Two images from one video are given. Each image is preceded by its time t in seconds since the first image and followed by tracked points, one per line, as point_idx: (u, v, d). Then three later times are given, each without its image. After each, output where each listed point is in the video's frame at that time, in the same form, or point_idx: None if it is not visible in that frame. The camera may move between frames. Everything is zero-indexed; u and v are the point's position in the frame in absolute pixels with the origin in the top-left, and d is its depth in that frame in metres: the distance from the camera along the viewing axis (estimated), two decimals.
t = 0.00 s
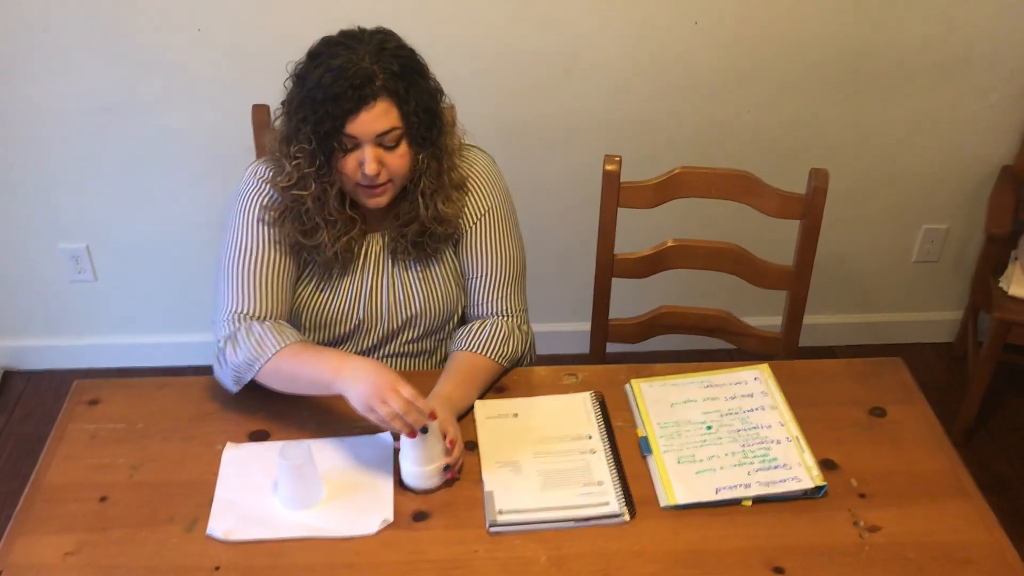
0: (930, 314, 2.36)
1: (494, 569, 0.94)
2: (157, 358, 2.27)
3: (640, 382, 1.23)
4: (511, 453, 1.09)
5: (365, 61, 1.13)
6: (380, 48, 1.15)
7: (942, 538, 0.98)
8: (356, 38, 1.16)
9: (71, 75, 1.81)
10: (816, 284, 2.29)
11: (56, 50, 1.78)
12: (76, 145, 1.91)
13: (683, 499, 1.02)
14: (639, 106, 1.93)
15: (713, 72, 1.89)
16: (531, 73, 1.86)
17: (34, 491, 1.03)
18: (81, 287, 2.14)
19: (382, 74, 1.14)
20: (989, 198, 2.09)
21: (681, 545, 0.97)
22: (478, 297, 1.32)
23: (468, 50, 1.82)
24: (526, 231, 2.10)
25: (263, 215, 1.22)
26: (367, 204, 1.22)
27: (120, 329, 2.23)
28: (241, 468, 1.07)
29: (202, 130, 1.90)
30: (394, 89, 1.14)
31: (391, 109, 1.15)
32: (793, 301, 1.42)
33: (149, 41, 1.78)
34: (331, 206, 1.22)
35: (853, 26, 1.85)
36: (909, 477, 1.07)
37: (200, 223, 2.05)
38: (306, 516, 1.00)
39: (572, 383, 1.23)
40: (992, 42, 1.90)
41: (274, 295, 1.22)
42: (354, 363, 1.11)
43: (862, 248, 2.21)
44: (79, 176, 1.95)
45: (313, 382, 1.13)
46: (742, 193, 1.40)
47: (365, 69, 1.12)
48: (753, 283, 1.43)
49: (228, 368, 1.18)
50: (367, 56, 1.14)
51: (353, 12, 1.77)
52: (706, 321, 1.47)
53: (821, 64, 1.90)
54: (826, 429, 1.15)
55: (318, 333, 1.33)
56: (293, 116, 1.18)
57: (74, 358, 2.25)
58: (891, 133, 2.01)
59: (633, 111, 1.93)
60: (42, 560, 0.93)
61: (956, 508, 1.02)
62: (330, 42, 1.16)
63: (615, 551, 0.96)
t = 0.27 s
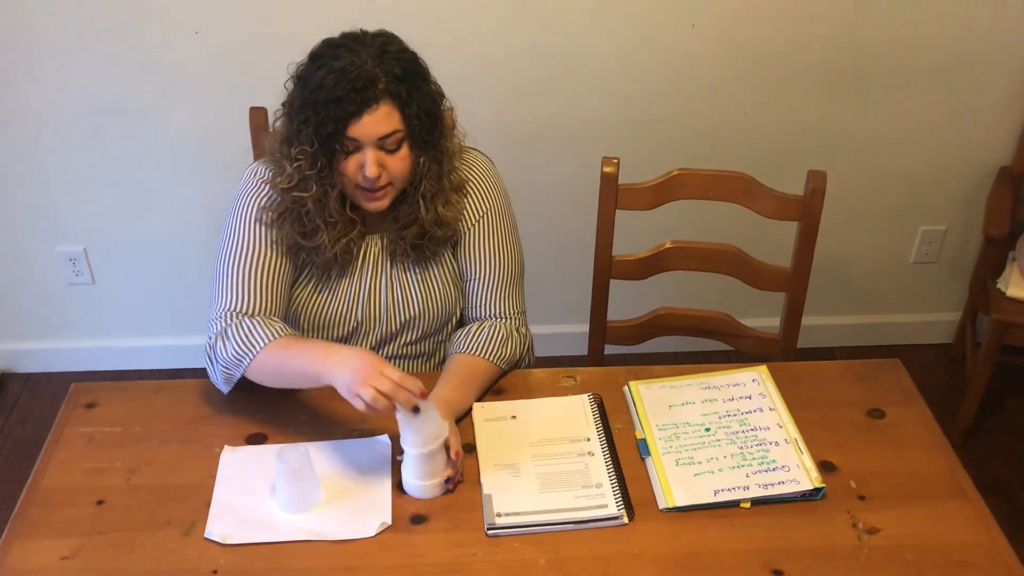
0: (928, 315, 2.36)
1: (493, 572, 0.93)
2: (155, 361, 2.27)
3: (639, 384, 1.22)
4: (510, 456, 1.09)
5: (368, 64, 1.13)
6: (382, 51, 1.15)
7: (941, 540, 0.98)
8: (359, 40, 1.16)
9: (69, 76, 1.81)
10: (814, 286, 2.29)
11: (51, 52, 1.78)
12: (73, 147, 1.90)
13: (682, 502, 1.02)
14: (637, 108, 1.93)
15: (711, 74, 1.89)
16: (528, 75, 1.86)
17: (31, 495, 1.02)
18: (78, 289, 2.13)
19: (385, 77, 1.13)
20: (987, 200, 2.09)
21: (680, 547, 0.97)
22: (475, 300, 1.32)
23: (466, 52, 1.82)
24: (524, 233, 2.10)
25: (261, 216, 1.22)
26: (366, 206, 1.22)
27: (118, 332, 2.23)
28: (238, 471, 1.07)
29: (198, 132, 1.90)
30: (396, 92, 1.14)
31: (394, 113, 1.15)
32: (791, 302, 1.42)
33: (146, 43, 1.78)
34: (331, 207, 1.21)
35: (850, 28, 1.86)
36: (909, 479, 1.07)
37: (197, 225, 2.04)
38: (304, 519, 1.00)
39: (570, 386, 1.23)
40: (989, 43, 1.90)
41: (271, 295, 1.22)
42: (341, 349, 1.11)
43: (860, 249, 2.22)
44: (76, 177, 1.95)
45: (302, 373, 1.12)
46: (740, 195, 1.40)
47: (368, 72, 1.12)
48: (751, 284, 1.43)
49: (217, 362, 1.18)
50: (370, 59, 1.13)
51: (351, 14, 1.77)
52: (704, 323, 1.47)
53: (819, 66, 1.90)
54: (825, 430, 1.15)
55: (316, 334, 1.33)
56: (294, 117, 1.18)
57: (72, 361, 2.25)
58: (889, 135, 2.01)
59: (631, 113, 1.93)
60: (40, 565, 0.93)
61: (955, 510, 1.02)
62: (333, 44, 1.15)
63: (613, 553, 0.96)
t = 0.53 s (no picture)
0: (927, 316, 2.36)
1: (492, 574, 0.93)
2: (154, 363, 2.27)
3: (638, 386, 1.22)
4: (509, 458, 1.09)
5: (363, 66, 1.13)
6: (380, 54, 1.16)
7: (941, 542, 0.98)
8: (357, 42, 1.16)
9: (69, 78, 1.81)
10: (814, 287, 2.29)
11: (50, 54, 1.78)
12: (72, 149, 1.90)
13: (681, 504, 1.02)
14: (636, 109, 1.93)
15: (710, 75, 1.89)
16: (527, 77, 1.86)
17: (30, 497, 1.02)
18: (78, 291, 2.13)
19: (380, 79, 1.14)
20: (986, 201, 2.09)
21: (679, 549, 0.97)
22: (475, 303, 1.32)
23: (465, 53, 1.82)
24: (523, 235, 2.10)
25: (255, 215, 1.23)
26: (358, 208, 1.22)
27: (117, 334, 2.22)
28: (237, 474, 1.06)
29: (197, 134, 1.90)
30: (390, 95, 1.14)
31: (387, 115, 1.15)
32: (791, 304, 1.42)
33: (146, 45, 1.78)
34: (322, 206, 1.22)
35: (849, 29, 1.86)
36: (908, 481, 1.06)
37: (197, 227, 2.04)
38: (304, 521, 1.00)
39: (569, 388, 1.23)
40: (987, 44, 1.90)
41: (262, 293, 1.22)
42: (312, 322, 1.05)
43: (859, 251, 2.22)
44: (75, 179, 1.95)
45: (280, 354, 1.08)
46: (739, 197, 1.40)
47: (363, 74, 1.13)
48: (750, 286, 1.43)
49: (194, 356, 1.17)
50: (366, 61, 1.14)
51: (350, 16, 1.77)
52: (703, 325, 1.47)
53: (817, 67, 1.90)
54: (825, 432, 1.15)
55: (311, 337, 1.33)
56: (290, 117, 1.19)
57: (71, 363, 2.25)
58: (887, 136, 2.01)
59: (630, 114, 1.93)
60: (39, 568, 0.93)
61: (955, 512, 1.02)
62: (330, 45, 1.16)
63: (612, 556, 0.96)
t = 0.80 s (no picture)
0: (929, 316, 2.36)
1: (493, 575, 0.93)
2: (155, 363, 2.27)
3: (640, 386, 1.22)
4: (510, 459, 1.09)
5: (358, 69, 1.13)
6: (376, 57, 1.15)
7: (944, 543, 0.97)
8: (355, 45, 1.16)
9: (70, 77, 1.81)
10: (815, 287, 2.28)
11: (51, 53, 1.77)
12: (72, 149, 1.90)
13: (683, 505, 1.01)
14: (637, 109, 1.92)
15: (712, 75, 1.89)
16: (529, 76, 1.86)
17: (31, 498, 1.02)
18: (78, 291, 2.13)
19: (374, 83, 1.13)
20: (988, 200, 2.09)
21: (681, 550, 0.96)
22: (474, 304, 1.32)
23: (467, 52, 1.82)
24: (524, 235, 2.10)
25: (249, 217, 1.23)
26: (353, 210, 1.21)
27: (118, 333, 2.22)
28: (238, 474, 1.06)
29: (198, 133, 1.89)
30: (384, 99, 1.14)
31: (380, 119, 1.15)
32: (793, 304, 1.42)
33: (147, 44, 1.77)
34: (313, 208, 1.22)
35: (851, 28, 1.85)
36: (910, 481, 1.06)
37: (198, 227, 2.04)
38: (306, 522, 1.00)
39: (571, 388, 1.23)
40: (990, 43, 1.90)
41: (256, 297, 1.24)
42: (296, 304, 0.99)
43: (861, 251, 2.21)
44: (76, 178, 1.95)
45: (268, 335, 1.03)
46: (741, 196, 1.40)
47: (357, 77, 1.13)
48: (752, 286, 1.43)
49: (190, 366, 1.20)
50: (362, 64, 1.14)
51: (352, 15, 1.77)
52: (705, 325, 1.46)
53: (820, 67, 1.90)
54: (827, 433, 1.14)
55: (307, 339, 1.32)
56: (285, 119, 1.19)
57: (72, 363, 2.25)
58: (890, 135, 2.01)
59: (632, 113, 1.93)
60: (39, 568, 0.93)
61: (958, 513, 1.01)
62: (327, 47, 1.16)
63: (614, 557, 0.95)
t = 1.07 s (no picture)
0: (931, 315, 2.36)
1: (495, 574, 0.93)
2: (157, 361, 2.27)
3: (641, 385, 1.22)
4: (512, 458, 1.09)
5: (358, 74, 1.13)
6: (376, 61, 1.15)
7: (946, 542, 0.97)
8: (355, 48, 1.16)
9: (71, 76, 1.81)
10: (817, 286, 2.28)
11: (53, 52, 1.78)
12: (74, 148, 1.90)
13: (685, 504, 1.01)
14: (639, 108, 1.92)
15: (713, 74, 1.89)
16: (530, 75, 1.86)
17: (33, 496, 1.02)
18: (80, 290, 2.13)
19: (374, 87, 1.13)
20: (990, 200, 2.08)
21: (683, 549, 0.96)
22: (475, 303, 1.32)
23: (469, 52, 1.82)
24: (526, 234, 2.10)
25: (249, 220, 1.24)
26: (352, 213, 1.21)
27: (119, 333, 2.22)
28: (241, 472, 1.06)
29: (200, 132, 1.89)
30: (384, 104, 1.14)
31: (380, 124, 1.15)
32: (795, 303, 1.42)
33: (149, 43, 1.77)
34: (313, 212, 1.22)
35: (853, 27, 1.85)
36: (912, 481, 1.06)
37: (200, 226, 2.04)
38: (309, 521, 1.00)
39: (572, 387, 1.23)
40: (992, 43, 1.89)
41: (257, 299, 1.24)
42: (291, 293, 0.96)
43: (863, 250, 2.21)
44: (78, 176, 1.95)
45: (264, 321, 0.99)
46: (743, 195, 1.40)
47: (357, 82, 1.12)
48: (754, 285, 1.43)
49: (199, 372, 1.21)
50: (362, 68, 1.14)
51: (353, 14, 1.77)
52: (707, 324, 1.46)
53: (821, 66, 1.89)
54: (828, 432, 1.14)
55: (307, 340, 1.33)
56: (285, 123, 1.19)
57: (74, 362, 2.25)
58: (891, 135, 2.01)
59: (633, 112, 1.93)
60: (41, 566, 0.93)
61: (959, 512, 1.01)
62: (326, 51, 1.16)
63: (616, 556, 0.95)
